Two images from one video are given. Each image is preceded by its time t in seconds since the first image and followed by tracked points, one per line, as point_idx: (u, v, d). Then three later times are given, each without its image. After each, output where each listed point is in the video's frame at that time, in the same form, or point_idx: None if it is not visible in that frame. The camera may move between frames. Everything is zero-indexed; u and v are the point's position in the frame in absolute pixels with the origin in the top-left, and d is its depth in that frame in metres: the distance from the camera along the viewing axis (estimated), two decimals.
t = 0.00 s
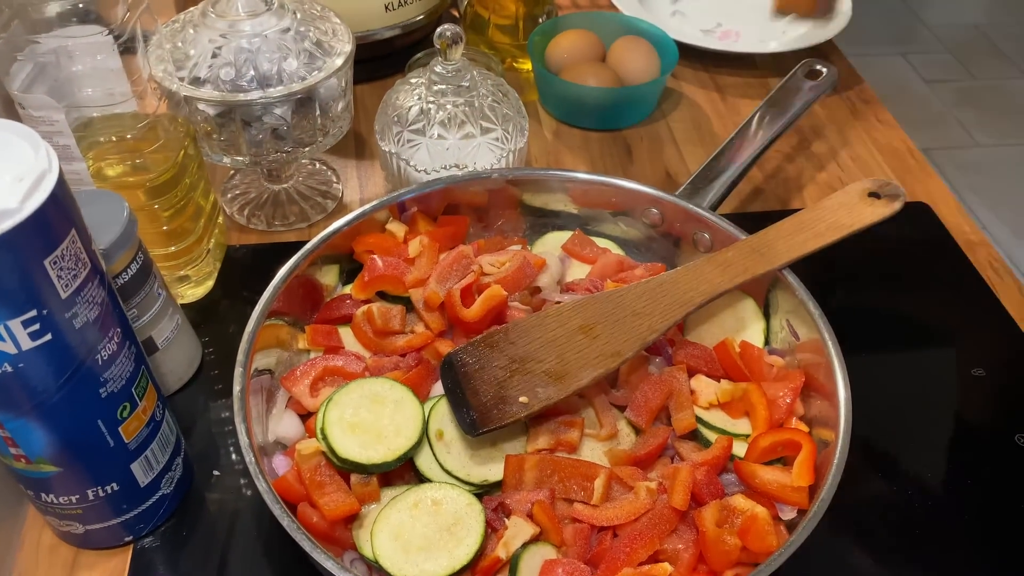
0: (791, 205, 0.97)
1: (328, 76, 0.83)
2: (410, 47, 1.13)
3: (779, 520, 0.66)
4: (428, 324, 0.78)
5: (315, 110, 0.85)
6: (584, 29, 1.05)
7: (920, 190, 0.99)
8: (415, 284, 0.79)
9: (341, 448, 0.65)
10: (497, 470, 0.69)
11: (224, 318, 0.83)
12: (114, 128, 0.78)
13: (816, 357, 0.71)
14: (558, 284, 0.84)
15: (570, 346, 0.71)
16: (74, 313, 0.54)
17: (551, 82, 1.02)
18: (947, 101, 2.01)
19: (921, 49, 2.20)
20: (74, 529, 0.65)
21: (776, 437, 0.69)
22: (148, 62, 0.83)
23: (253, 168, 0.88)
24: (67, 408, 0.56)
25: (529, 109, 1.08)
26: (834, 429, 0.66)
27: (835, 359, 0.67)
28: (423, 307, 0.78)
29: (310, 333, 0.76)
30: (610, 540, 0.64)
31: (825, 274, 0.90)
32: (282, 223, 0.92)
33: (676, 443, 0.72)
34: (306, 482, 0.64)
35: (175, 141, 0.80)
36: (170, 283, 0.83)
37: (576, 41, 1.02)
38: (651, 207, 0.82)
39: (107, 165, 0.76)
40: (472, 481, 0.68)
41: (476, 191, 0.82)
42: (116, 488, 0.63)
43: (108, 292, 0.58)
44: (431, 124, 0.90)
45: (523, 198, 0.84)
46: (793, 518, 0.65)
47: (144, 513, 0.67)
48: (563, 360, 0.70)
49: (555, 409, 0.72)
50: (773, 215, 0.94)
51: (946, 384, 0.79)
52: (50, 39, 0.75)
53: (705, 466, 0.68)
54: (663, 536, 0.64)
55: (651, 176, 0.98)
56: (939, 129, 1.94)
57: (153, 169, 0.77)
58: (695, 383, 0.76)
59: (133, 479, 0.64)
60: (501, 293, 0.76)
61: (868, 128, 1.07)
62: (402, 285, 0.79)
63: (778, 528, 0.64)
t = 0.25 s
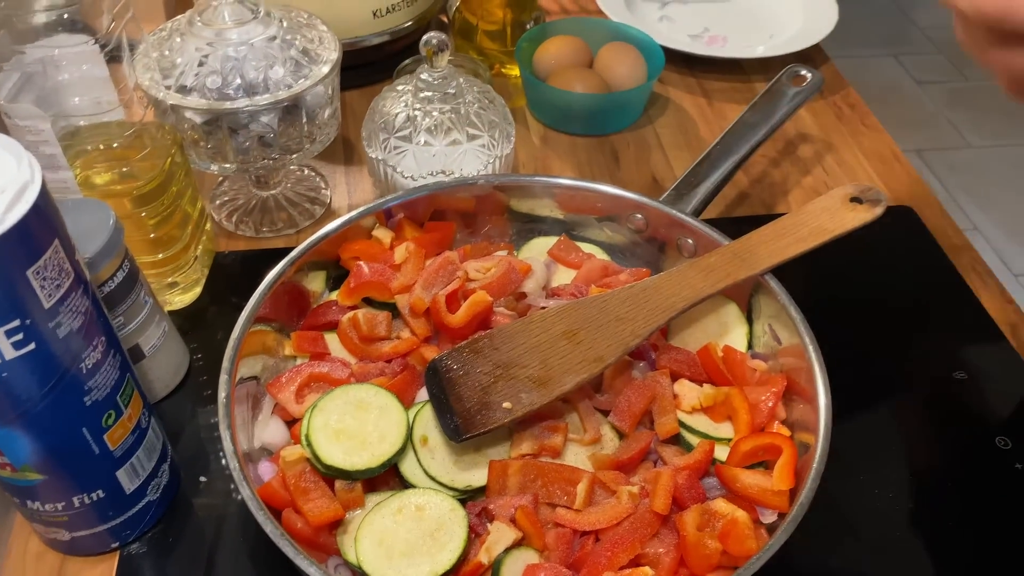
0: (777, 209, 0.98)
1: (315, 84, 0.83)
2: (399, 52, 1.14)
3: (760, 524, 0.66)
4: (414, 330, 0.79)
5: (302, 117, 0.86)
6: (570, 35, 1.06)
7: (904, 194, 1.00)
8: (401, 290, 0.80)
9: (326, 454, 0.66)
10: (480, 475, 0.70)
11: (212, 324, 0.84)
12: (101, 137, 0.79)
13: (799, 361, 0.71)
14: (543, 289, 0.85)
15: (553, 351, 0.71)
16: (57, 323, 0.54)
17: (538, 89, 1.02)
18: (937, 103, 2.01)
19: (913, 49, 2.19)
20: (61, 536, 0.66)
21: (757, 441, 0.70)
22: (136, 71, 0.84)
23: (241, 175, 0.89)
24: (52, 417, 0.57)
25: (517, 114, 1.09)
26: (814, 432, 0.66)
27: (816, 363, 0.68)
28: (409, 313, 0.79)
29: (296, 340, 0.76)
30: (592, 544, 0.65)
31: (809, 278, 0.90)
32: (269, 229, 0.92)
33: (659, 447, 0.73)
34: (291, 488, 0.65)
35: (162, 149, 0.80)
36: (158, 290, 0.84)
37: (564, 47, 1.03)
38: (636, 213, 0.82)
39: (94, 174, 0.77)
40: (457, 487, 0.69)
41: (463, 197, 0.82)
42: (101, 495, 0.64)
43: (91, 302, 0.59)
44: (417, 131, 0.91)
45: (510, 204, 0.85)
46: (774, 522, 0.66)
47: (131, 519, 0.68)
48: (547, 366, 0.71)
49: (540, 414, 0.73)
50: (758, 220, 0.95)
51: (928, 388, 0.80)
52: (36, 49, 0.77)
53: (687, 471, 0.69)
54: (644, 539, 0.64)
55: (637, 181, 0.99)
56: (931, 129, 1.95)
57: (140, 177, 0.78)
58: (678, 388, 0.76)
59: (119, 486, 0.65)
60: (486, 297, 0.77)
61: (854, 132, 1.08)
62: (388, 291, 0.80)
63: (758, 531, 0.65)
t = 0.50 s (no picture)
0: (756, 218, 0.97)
1: (290, 95, 0.83)
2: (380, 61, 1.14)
3: (732, 538, 0.66)
4: (389, 342, 0.79)
5: (277, 128, 0.85)
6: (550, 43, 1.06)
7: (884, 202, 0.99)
8: (375, 302, 0.81)
9: (296, 470, 0.66)
10: (452, 490, 0.69)
11: (188, 336, 0.83)
12: (75, 150, 0.79)
13: (772, 374, 0.70)
14: (519, 300, 0.85)
15: (527, 364, 0.71)
16: (20, 340, 0.54)
17: (519, 99, 1.02)
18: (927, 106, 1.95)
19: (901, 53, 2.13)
20: (30, 552, 0.65)
21: (729, 453, 0.70)
22: (110, 83, 0.83)
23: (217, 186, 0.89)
24: (17, 435, 0.56)
25: (498, 122, 1.08)
26: (786, 444, 0.66)
27: (789, 375, 0.67)
28: (383, 325, 0.79)
29: (269, 353, 0.76)
30: (563, 558, 0.64)
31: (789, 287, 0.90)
32: (247, 240, 0.92)
33: (633, 460, 0.73)
34: (261, 504, 0.65)
35: (135, 162, 0.80)
36: (134, 303, 0.83)
37: (543, 55, 1.03)
38: (612, 223, 0.82)
39: (69, 187, 0.77)
40: (428, 501, 0.68)
41: (441, 208, 0.82)
42: (69, 511, 0.63)
43: (57, 319, 0.58)
44: (394, 142, 0.91)
45: (488, 214, 0.84)
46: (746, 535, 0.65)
47: (101, 535, 0.67)
48: (521, 378, 0.70)
49: (513, 427, 0.72)
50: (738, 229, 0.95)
51: (906, 399, 0.79)
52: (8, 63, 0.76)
53: (659, 484, 0.68)
54: (615, 554, 0.64)
55: (616, 190, 0.99)
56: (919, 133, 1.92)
57: (112, 190, 0.77)
58: (653, 400, 0.76)
59: (87, 502, 0.64)
60: (460, 309, 0.77)
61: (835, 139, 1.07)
62: (362, 303, 0.80)
63: (730, 545, 0.64)
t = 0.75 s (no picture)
0: (753, 217, 0.97)
1: (281, 94, 0.82)
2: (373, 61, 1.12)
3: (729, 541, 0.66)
4: (382, 344, 0.78)
5: (268, 128, 0.84)
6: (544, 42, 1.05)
7: (882, 200, 0.98)
8: (368, 303, 0.79)
9: (288, 473, 0.65)
10: (448, 494, 0.68)
11: (178, 338, 0.82)
12: (63, 150, 0.78)
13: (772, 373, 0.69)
14: (515, 301, 0.83)
15: (523, 365, 0.70)
16: (4, 343, 0.53)
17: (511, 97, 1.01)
18: (923, 106, 1.95)
19: (896, 53, 2.10)
20: (17, 560, 0.64)
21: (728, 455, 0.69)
22: (98, 82, 0.82)
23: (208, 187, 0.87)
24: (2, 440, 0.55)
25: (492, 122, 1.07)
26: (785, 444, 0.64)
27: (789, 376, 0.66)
28: (376, 326, 0.79)
29: (260, 356, 0.75)
30: (560, 563, 0.63)
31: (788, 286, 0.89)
32: (238, 241, 0.91)
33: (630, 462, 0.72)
34: (253, 509, 0.63)
35: (124, 161, 0.78)
36: (123, 305, 0.83)
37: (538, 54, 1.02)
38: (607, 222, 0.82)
39: (56, 187, 0.76)
40: (423, 505, 0.67)
41: (435, 208, 0.81)
42: (57, 517, 0.62)
43: (43, 321, 0.57)
44: (386, 140, 0.90)
45: (483, 214, 0.83)
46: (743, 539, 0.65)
47: (90, 541, 0.66)
48: (517, 380, 0.69)
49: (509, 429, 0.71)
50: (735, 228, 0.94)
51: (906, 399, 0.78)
52: None
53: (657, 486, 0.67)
54: (615, 558, 0.63)
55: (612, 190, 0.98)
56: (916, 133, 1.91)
57: (101, 191, 0.76)
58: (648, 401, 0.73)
59: (75, 508, 0.63)
60: (455, 310, 0.76)
61: (832, 136, 1.06)
62: (355, 304, 0.79)
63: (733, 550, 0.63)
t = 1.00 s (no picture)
0: (752, 219, 0.97)
1: (279, 97, 0.82)
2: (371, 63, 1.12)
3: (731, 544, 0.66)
4: (382, 348, 0.78)
5: (266, 131, 0.84)
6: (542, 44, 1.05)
7: (881, 202, 0.98)
8: (368, 307, 0.79)
9: (289, 478, 0.65)
10: (449, 497, 0.68)
11: (177, 342, 0.82)
12: (60, 154, 0.78)
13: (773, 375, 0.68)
14: (517, 304, 0.82)
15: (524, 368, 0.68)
16: (3, 348, 0.52)
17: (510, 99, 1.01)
18: (920, 108, 1.95)
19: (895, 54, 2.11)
20: (15, 567, 0.63)
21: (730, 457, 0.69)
22: (96, 86, 0.82)
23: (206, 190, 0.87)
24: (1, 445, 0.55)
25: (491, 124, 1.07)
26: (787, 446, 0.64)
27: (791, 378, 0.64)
28: (376, 330, 0.79)
29: (259, 359, 0.75)
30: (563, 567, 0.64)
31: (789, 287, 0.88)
32: (237, 245, 0.90)
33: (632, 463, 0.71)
34: (253, 514, 0.63)
35: (122, 165, 0.78)
36: (122, 309, 0.82)
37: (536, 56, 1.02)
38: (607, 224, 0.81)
39: (54, 192, 0.76)
40: (424, 509, 0.67)
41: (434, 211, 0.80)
42: (56, 523, 0.61)
43: (42, 326, 0.57)
44: (385, 143, 0.89)
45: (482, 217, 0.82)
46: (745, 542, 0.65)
47: (89, 547, 0.65)
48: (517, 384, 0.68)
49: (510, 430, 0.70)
50: (735, 229, 0.93)
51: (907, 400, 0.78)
52: None
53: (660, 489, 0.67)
54: (617, 562, 0.63)
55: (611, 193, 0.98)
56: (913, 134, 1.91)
57: (99, 195, 0.76)
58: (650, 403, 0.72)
59: (75, 514, 0.63)
60: (456, 314, 0.76)
61: (830, 138, 1.06)
62: (355, 308, 0.79)
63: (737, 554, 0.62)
